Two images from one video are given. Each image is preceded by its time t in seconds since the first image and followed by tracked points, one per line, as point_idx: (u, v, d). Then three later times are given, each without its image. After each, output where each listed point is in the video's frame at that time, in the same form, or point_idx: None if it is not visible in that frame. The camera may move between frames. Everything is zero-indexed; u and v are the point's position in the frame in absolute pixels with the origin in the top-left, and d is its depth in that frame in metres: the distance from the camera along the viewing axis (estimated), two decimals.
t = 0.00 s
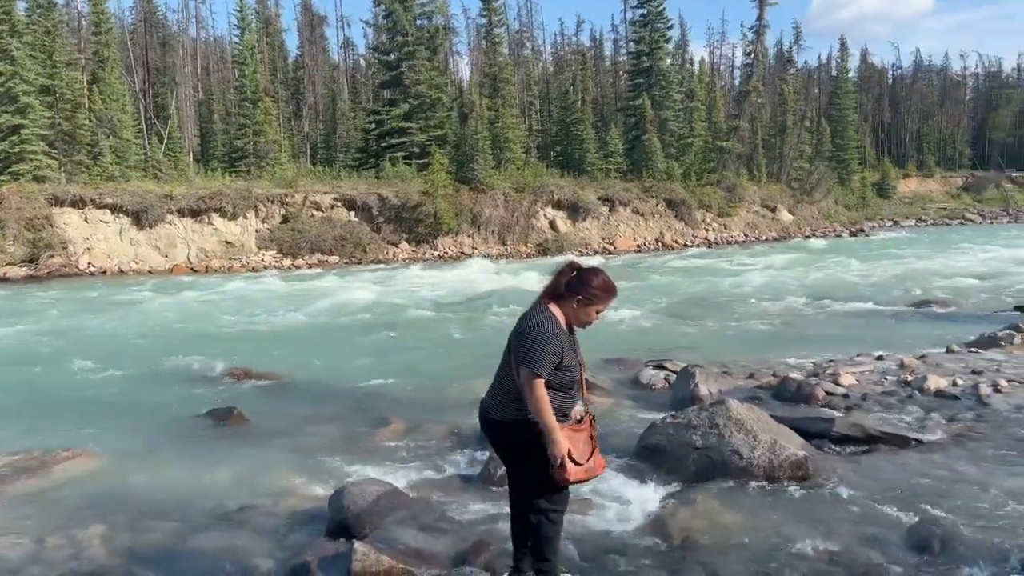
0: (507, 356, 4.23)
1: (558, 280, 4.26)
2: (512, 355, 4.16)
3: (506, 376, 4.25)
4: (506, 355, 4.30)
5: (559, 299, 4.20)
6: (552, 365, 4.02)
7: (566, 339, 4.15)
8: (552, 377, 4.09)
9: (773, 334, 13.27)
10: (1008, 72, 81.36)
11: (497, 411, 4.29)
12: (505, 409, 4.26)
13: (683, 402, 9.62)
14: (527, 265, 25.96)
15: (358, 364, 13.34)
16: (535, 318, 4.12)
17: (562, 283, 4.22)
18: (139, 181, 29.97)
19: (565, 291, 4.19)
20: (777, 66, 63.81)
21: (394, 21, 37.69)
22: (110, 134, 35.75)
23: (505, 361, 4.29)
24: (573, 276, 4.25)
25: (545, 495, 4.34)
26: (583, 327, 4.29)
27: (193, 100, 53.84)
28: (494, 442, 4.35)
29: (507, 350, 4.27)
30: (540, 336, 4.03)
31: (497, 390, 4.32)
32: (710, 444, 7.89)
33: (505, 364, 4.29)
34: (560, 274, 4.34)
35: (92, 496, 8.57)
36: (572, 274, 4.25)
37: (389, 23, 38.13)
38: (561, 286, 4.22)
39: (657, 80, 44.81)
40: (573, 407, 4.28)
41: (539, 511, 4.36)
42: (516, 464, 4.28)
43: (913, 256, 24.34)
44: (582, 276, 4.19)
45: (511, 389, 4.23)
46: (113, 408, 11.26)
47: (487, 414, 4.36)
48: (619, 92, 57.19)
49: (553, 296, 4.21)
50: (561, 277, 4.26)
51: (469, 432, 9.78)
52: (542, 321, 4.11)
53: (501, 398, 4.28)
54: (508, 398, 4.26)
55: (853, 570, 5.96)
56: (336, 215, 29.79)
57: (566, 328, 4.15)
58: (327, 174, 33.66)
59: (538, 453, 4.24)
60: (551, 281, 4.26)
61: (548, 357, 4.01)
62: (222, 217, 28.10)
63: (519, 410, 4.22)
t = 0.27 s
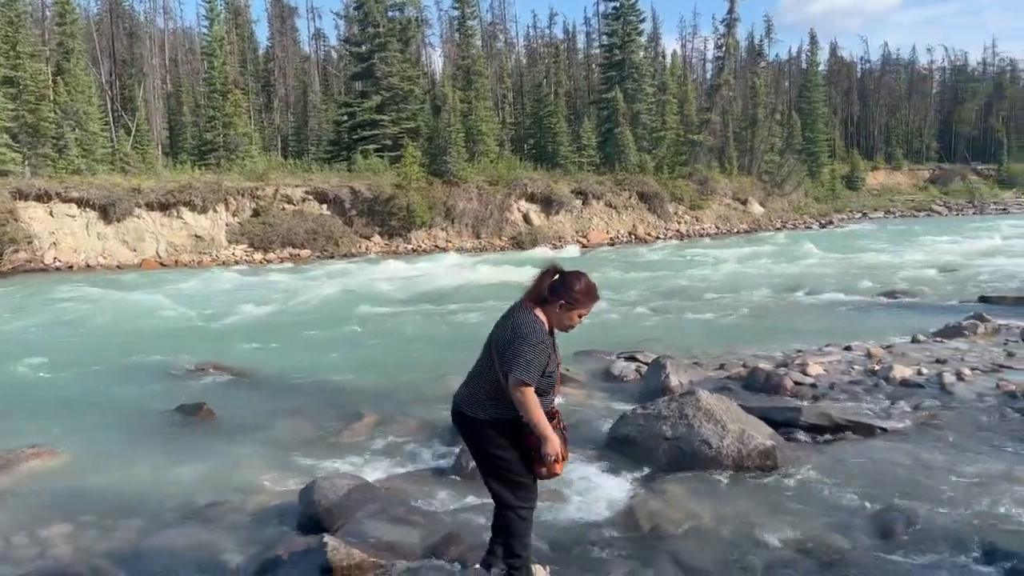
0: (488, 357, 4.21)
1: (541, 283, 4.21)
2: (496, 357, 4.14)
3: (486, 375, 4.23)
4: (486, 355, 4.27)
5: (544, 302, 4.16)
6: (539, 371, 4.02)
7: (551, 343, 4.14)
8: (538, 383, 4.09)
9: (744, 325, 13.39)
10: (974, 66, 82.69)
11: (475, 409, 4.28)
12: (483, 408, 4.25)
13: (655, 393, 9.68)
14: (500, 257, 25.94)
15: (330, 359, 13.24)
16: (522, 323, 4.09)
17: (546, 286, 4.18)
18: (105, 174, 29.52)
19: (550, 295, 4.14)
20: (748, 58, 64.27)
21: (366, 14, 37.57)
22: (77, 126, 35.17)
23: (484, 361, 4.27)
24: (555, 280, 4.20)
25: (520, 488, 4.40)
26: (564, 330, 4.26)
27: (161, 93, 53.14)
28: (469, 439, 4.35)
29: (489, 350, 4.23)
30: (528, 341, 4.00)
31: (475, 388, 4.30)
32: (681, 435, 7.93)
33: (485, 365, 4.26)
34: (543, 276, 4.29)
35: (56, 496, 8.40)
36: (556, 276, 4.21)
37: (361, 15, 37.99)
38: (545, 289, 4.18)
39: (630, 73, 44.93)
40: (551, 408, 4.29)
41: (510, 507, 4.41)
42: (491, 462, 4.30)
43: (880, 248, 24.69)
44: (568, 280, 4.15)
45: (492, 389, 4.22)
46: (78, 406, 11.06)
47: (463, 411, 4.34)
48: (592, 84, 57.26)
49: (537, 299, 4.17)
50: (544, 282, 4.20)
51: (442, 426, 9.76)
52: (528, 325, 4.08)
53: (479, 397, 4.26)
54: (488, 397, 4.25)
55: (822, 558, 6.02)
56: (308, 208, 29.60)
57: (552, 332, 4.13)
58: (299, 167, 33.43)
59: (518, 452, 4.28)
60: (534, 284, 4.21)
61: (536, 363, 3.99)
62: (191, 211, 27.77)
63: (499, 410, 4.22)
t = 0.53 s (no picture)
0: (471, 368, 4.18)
1: (528, 301, 4.19)
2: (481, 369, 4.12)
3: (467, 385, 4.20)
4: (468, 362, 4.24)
5: (530, 321, 4.13)
6: (527, 391, 4.03)
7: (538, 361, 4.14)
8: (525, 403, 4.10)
9: (715, 316, 13.51)
10: (940, 59, 83.91)
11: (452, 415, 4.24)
12: (462, 415, 4.22)
13: (625, 384, 9.74)
14: (474, 250, 25.93)
15: (301, 353, 13.16)
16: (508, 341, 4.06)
17: (532, 306, 4.16)
18: (70, 167, 29.04)
19: (534, 314, 4.12)
20: (719, 50, 64.65)
21: (337, 5, 37.37)
22: (41, 118, 34.58)
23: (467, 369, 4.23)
24: (541, 302, 4.17)
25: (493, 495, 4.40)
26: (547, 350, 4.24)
27: (128, 84, 52.35)
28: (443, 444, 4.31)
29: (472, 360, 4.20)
30: (518, 361, 4.00)
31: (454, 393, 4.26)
32: (651, 425, 7.99)
33: (467, 378, 4.21)
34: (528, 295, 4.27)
35: (21, 495, 8.25)
36: (542, 296, 4.19)
37: (331, 5, 37.77)
38: (531, 308, 4.16)
39: (603, 64, 45.01)
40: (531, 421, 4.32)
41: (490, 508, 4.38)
42: (466, 464, 4.27)
43: (847, 238, 25.03)
44: (554, 301, 4.12)
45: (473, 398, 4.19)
46: (43, 403, 10.87)
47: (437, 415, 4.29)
48: (565, 76, 57.24)
49: (521, 318, 4.14)
50: (531, 304, 4.17)
51: (414, 418, 9.73)
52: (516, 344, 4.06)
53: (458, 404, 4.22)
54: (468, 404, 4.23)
55: (788, 544, 6.10)
56: (279, 200, 29.40)
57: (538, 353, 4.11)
58: (269, 159, 33.17)
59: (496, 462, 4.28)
60: (521, 303, 4.18)
61: (524, 384, 4.00)
62: (160, 204, 27.41)
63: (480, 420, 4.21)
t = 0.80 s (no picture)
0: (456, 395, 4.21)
1: (512, 333, 4.23)
2: (470, 399, 4.19)
3: (449, 410, 4.23)
4: (450, 386, 4.26)
5: (517, 353, 4.19)
6: (521, 424, 4.17)
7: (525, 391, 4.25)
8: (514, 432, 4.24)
9: (686, 304, 13.61)
10: (906, 50, 85.15)
11: (431, 435, 4.27)
12: (443, 437, 4.27)
13: (597, 372, 9.79)
14: (446, 239, 25.86)
15: (270, 344, 13.04)
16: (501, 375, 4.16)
17: (516, 338, 4.20)
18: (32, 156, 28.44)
19: (519, 348, 4.17)
20: (690, 40, 64.95)
21: None
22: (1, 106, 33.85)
23: (448, 393, 4.25)
24: (525, 333, 4.22)
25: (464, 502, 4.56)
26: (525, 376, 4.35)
27: (92, 72, 51.37)
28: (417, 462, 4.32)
29: (457, 387, 4.23)
30: (514, 395, 4.12)
31: (432, 415, 4.27)
32: (622, 412, 8.03)
33: (451, 401, 4.24)
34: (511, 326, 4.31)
35: None
36: (524, 329, 4.23)
37: None
38: (516, 341, 4.20)
39: (574, 53, 45.02)
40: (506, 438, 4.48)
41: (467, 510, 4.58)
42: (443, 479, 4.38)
43: (816, 227, 25.35)
44: (540, 333, 4.18)
45: (457, 423, 4.25)
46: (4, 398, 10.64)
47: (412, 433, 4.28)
48: (536, 65, 57.18)
49: (507, 350, 4.19)
50: (516, 336, 4.21)
51: (386, 409, 9.69)
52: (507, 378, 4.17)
53: (438, 426, 4.25)
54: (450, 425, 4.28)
55: (757, 528, 6.18)
56: (247, 189, 29.12)
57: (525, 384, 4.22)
58: (238, 148, 32.82)
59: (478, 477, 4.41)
60: (506, 335, 4.20)
61: (518, 419, 4.13)
62: (125, 194, 26.96)
63: (462, 441, 4.29)
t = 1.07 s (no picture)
0: (437, 418, 4.24)
1: (491, 359, 4.25)
2: (454, 422, 4.24)
3: (431, 430, 4.27)
4: (431, 407, 4.28)
5: (495, 379, 4.22)
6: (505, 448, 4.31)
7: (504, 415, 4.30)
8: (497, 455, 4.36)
9: (656, 294, 13.69)
10: (872, 41, 86.21)
11: (411, 454, 4.30)
12: (423, 455, 4.31)
13: (568, 361, 9.83)
14: (417, 230, 25.74)
15: (239, 336, 12.89)
16: (481, 402, 4.22)
17: (495, 363, 4.22)
18: None
19: (498, 373, 4.20)
20: (660, 30, 65.16)
21: None
22: None
23: (430, 414, 4.28)
24: (503, 357, 4.23)
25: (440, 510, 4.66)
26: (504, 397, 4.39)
27: (53, 60, 50.27)
28: (396, 480, 4.36)
29: (438, 410, 4.26)
30: (495, 421, 4.21)
31: (413, 435, 4.30)
32: (593, 401, 8.07)
33: (433, 426, 4.27)
34: (491, 349, 4.34)
35: None
36: (504, 353, 4.25)
37: None
38: (495, 366, 4.22)
39: (545, 43, 44.99)
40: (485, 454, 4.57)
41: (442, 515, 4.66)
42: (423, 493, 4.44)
43: (785, 216, 25.62)
44: (519, 359, 4.20)
45: (438, 444, 4.29)
46: None
47: (393, 455, 4.30)
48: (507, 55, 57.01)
49: (488, 375, 4.22)
50: (495, 361, 4.23)
51: (357, 400, 9.62)
52: (487, 404, 4.22)
53: (418, 447, 4.29)
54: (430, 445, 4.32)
55: (726, 514, 6.25)
56: (215, 180, 28.75)
57: (505, 409, 4.27)
58: (205, 137, 32.37)
59: (458, 493, 4.46)
60: (484, 359, 4.24)
61: (503, 443, 4.26)
62: (89, 184, 26.48)
63: (440, 460, 4.33)
